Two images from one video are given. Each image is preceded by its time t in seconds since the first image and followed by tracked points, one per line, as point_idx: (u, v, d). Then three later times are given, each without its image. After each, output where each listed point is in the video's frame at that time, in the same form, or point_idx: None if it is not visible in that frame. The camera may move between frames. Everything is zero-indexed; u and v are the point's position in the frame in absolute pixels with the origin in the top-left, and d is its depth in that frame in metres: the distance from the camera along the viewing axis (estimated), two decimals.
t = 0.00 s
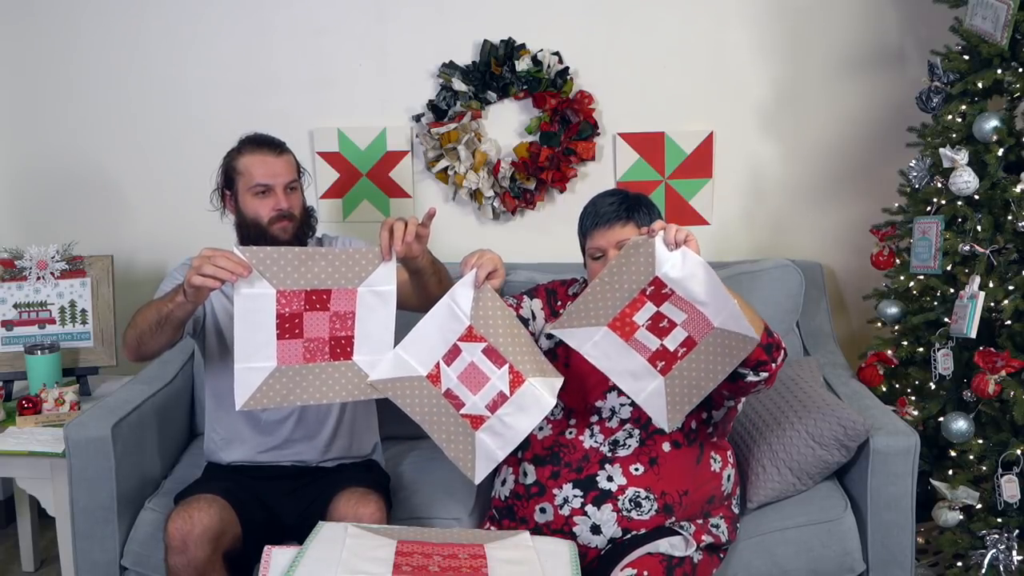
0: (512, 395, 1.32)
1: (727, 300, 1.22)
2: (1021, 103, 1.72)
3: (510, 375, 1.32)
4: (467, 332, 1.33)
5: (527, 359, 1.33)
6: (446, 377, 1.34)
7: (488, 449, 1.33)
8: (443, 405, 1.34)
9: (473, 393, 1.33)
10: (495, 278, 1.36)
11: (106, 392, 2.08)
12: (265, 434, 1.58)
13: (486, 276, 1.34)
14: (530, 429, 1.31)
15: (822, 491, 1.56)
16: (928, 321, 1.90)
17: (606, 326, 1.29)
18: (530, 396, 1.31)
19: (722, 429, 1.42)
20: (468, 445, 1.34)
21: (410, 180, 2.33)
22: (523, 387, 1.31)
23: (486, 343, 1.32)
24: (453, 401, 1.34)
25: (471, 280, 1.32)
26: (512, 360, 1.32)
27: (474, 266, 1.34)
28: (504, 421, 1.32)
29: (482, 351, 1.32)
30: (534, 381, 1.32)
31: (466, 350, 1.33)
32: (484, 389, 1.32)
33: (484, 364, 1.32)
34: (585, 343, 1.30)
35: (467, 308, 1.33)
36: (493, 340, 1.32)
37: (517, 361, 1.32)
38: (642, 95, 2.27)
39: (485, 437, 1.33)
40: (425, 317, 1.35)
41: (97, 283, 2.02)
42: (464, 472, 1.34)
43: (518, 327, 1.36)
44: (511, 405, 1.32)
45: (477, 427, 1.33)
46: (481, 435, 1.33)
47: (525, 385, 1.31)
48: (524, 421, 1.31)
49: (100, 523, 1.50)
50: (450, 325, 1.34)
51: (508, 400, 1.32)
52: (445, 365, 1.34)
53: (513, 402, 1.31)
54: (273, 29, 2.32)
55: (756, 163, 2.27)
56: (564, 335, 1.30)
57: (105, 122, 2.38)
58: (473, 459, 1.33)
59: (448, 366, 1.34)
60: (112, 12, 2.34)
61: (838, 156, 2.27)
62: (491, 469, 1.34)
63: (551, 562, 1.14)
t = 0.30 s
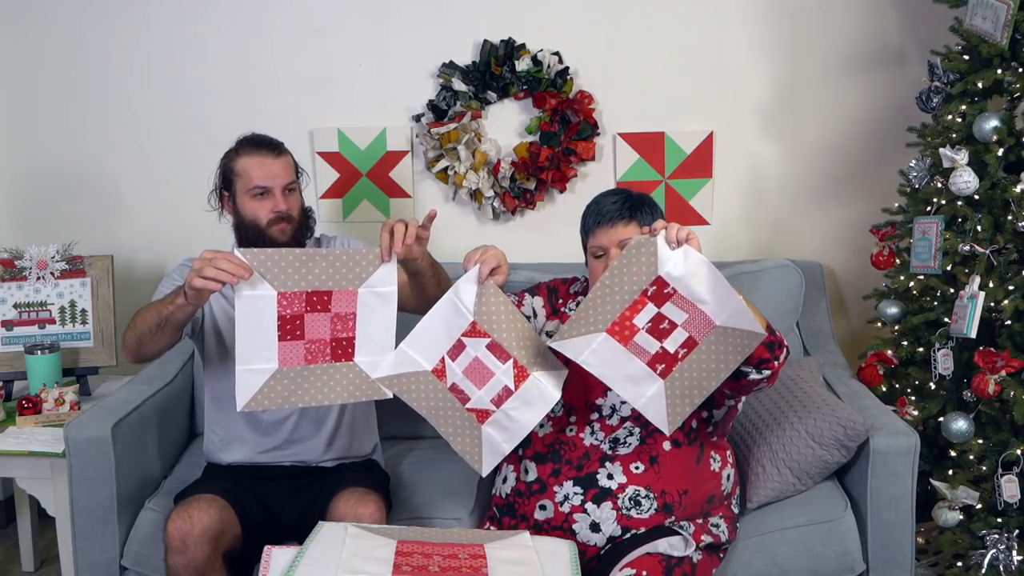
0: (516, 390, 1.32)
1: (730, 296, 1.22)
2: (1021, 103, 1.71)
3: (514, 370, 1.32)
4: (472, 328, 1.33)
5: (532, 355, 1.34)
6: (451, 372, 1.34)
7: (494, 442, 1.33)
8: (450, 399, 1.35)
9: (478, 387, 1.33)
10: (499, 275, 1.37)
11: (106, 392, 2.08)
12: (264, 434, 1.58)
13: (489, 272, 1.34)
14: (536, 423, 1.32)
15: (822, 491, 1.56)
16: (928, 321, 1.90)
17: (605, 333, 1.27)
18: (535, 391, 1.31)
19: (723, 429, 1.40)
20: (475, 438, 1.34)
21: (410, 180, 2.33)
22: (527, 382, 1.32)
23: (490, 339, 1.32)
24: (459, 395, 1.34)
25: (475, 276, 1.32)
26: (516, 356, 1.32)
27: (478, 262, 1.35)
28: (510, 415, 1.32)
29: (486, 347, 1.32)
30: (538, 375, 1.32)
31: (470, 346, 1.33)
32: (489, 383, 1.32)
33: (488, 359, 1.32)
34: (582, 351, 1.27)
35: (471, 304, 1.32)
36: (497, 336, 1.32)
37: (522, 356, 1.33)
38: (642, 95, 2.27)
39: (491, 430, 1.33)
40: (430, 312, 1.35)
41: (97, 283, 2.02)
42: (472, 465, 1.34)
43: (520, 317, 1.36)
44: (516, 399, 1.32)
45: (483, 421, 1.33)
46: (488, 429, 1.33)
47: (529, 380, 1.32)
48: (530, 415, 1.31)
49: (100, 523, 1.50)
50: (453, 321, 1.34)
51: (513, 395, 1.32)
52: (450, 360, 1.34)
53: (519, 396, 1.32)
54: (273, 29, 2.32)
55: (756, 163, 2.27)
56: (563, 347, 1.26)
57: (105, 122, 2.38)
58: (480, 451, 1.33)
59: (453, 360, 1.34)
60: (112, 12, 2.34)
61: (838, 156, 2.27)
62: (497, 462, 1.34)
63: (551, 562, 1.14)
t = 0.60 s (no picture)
0: (520, 374, 1.33)
1: (733, 292, 1.23)
2: (1021, 103, 1.71)
3: (518, 355, 1.33)
4: (473, 314, 1.33)
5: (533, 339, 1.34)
6: (456, 360, 1.34)
7: (501, 429, 1.34)
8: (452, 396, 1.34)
9: (483, 374, 1.33)
10: (501, 262, 1.39)
11: (106, 392, 2.08)
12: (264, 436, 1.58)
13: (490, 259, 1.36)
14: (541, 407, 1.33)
15: (821, 491, 1.56)
16: (928, 321, 1.90)
17: (605, 345, 1.27)
18: (541, 374, 1.33)
19: (722, 429, 1.41)
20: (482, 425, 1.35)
21: (410, 180, 2.33)
22: (530, 367, 1.33)
23: (492, 325, 1.33)
24: (464, 382, 1.34)
25: (476, 263, 1.33)
26: (519, 341, 1.33)
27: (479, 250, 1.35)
28: (515, 401, 1.33)
29: (489, 333, 1.32)
30: (540, 360, 1.33)
31: (473, 333, 1.33)
32: (493, 369, 1.33)
33: (492, 346, 1.33)
34: (583, 366, 1.26)
35: (472, 290, 1.33)
36: (499, 321, 1.33)
37: (524, 339, 1.33)
38: (641, 95, 2.27)
39: (498, 417, 1.34)
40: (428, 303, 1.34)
41: (97, 283, 2.02)
42: (480, 452, 1.34)
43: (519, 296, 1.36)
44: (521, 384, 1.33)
45: (489, 408, 1.34)
46: (494, 415, 1.34)
47: (533, 365, 1.33)
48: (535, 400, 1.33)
49: (100, 523, 1.50)
50: (455, 307, 1.34)
51: (518, 379, 1.33)
52: (454, 347, 1.34)
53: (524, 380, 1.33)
54: (273, 29, 2.32)
55: (756, 163, 2.27)
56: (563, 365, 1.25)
57: (105, 123, 2.38)
58: (487, 437, 1.34)
59: (457, 349, 1.34)
60: (112, 12, 2.34)
61: (838, 156, 2.27)
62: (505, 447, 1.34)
63: (551, 562, 1.14)
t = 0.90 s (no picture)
0: (525, 356, 1.33)
1: (731, 291, 1.24)
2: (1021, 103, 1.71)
3: (521, 337, 1.34)
4: (477, 294, 1.35)
5: (543, 322, 1.34)
6: (462, 341, 1.35)
7: (506, 412, 1.34)
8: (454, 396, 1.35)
9: (487, 356, 1.34)
10: (506, 243, 1.37)
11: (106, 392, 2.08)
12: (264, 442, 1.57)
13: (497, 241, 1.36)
14: (543, 391, 1.33)
15: (822, 491, 1.56)
16: (928, 321, 1.90)
17: (618, 365, 1.25)
18: (543, 357, 1.33)
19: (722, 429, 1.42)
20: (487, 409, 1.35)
21: (410, 180, 2.33)
22: (535, 348, 1.33)
23: (495, 305, 1.34)
24: (469, 364, 1.35)
25: (482, 243, 1.34)
26: (521, 321, 1.34)
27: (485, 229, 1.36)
28: (519, 383, 1.33)
29: (492, 313, 1.34)
30: (545, 341, 1.33)
31: (477, 313, 1.35)
32: (497, 351, 1.34)
33: (495, 326, 1.34)
34: (600, 393, 1.24)
35: (476, 270, 1.34)
36: (501, 301, 1.34)
37: (526, 320, 1.34)
38: (641, 95, 2.27)
39: (502, 400, 1.35)
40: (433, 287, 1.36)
41: (97, 283, 2.02)
42: (486, 437, 1.35)
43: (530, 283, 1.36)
44: (524, 367, 1.33)
45: (494, 391, 1.35)
46: (498, 398, 1.35)
47: (537, 346, 1.33)
48: (537, 383, 1.32)
49: (100, 523, 1.50)
50: (460, 288, 1.36)
51: (521, 362, 1.33)
52: (460, 330, 1.35)
53: (526, 363, 1.33)
54: (272, 29, 2.32)
55: (756, 163, 2.27)
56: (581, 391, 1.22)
57: (105, 122, 2.38)
58: (493, 422, 1.34)
59: (463, 330, 1.35)
60: (112, 12, 2.34)
61: (838, 156, 2.27)
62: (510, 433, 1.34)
63: (551, 562, 1.14)
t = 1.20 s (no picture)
0: (513, 352, 1.29)
1: (733, 302, 1.22)
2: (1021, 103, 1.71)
3: (512, 331, 1.30)
4: (476, 285, 1.36)
5: (541, 321, 1.30)
6: (464, 332, 1.37)
7: (495, 408, 1.31)
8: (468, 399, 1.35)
9: (482, 348, 1.34)
10: (508, 236, 1.40)
11: (106, 392, 2.08)
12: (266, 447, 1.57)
13: (499, 233, 1.38)
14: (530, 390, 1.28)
15: (822, 491, 1.56)
16: (928, 321, 1.90)
17: (614, 357, 1.25)
18: (531, 354, 1.28)
19: (722, 429, 1.42)
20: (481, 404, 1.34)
21: (410, 180, 2.33)
22: (524, 345, 1.29)
23: (490, 296, 1.34)
24: (469, 355, 1.36)
25: (482, 235, 1.37)
26: (514, 316, 1.31)
27: (486, 223, 1.39)
28: (507, 379, 1.30)
29: (487, 305, 1.33)
30: (536, 338, 1.29)
31: (476, 305, 1.35)
32: (490, 344, 1.32)
33: (489, 319, 1.33)
34: (593, 381, 1.24)
35: (477, 260, 1.37)
36: (497, 293, 1.33)
37: (518, 313, 1.31)
38: (641, 95, 2.27)
39: (493, 396, 1.31)
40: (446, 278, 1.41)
41: (97, 283, 2.02)
42: (476, 431, 1.34)
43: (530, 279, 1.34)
44: (513, 362, 1.29)
45: (486, 385, 1.33)
46: (489, 393, 1.32)
47: (527, 343, 1.29)
48: (524, 381, 1.28)
49: (100, 523, 1.51)
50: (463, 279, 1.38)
51: (510, 356, 1.30)
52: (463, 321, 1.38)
53: (515, 358, 1.29)
54: (272, 29, 2.32)
55: (755, 163, 2.27)
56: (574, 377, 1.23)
57: (105, 123, 2.38)
58: (483, 417, 1.32)
59: (465, 320, 1.37)
60: (112, 12, 2.34)
61: (838, 156, 2.27)
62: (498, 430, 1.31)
63: (551, 562, 1.14)
